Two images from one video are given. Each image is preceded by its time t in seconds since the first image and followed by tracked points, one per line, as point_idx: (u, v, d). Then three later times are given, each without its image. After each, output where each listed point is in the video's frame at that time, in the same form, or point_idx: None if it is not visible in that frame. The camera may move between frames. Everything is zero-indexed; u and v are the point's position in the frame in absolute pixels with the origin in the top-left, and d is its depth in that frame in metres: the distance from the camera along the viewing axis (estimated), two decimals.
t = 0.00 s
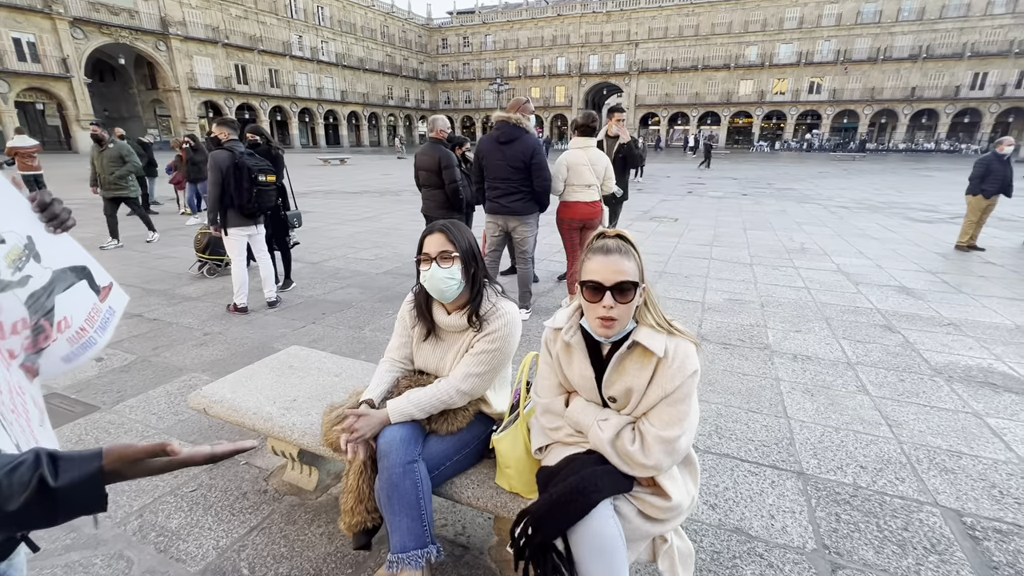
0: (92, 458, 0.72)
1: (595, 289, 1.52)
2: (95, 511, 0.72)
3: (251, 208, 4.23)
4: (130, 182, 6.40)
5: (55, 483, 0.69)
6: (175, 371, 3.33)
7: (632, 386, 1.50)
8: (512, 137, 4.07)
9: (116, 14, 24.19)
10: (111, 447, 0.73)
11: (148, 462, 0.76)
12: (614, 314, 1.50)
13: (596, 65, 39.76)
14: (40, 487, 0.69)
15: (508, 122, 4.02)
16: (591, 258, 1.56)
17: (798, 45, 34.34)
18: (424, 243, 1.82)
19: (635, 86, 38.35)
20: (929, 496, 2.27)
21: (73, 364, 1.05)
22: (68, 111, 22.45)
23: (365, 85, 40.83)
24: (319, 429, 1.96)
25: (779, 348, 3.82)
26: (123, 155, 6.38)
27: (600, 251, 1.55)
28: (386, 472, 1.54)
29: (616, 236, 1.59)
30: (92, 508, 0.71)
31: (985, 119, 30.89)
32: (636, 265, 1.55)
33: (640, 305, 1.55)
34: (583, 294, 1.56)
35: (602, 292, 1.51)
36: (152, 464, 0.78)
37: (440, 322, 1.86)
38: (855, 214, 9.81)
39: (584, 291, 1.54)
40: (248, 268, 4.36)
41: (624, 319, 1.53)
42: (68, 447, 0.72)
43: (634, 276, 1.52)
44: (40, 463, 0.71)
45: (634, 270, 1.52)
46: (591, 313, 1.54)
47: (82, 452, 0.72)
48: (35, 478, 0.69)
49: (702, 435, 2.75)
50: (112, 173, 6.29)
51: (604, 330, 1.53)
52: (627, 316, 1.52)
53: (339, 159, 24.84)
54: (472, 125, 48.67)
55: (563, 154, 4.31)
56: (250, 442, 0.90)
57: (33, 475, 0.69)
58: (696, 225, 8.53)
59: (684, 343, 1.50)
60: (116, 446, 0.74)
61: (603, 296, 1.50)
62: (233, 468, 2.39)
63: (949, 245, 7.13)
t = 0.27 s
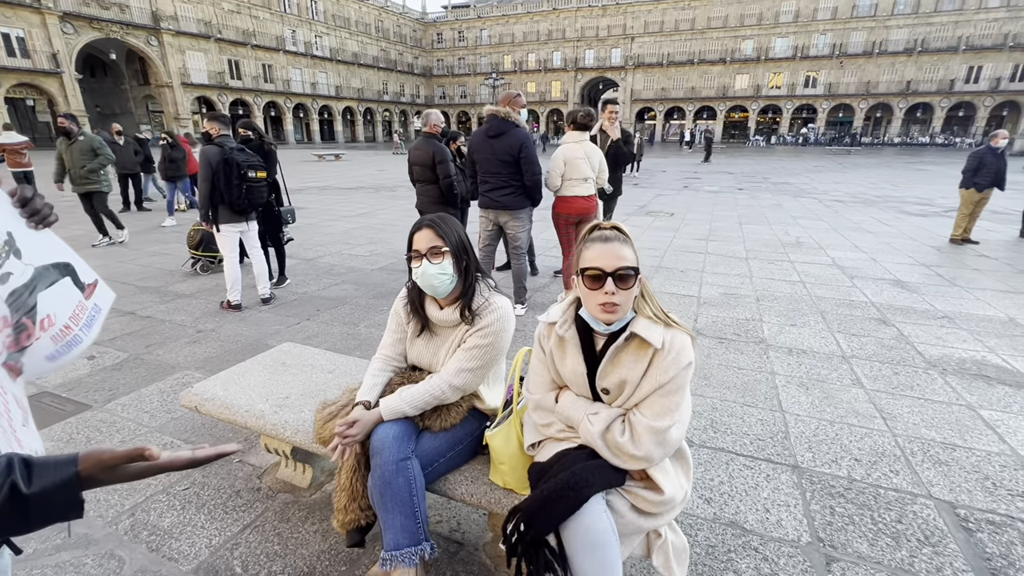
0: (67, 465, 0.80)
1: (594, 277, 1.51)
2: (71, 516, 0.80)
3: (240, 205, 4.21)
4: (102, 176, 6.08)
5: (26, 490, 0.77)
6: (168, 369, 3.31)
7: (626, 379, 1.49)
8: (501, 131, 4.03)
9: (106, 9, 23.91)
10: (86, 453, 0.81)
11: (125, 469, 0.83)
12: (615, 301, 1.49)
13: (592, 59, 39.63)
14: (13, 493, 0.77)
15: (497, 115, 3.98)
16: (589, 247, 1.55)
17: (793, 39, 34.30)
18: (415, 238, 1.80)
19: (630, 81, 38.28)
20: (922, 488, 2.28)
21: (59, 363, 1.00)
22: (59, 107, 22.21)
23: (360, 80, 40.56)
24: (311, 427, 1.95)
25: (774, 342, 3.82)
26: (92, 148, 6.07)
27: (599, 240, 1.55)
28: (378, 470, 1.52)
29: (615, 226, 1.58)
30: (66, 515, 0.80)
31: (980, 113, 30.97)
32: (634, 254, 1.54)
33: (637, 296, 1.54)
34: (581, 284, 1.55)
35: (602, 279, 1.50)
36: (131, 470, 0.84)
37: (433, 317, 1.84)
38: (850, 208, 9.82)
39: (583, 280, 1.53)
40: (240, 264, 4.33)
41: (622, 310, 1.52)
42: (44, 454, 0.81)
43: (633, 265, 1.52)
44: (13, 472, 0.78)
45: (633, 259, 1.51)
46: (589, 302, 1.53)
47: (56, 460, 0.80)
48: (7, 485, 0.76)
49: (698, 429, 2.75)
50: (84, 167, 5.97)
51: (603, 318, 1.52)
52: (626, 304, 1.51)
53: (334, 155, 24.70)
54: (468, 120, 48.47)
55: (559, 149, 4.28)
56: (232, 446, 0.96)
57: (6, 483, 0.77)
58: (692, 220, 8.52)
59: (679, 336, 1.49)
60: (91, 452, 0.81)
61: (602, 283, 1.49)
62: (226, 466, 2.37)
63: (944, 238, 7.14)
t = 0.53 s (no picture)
0: (39, 474, 0.86)
1: (585, 266, 1.50)
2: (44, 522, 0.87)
3: (232, 201, 4.20)
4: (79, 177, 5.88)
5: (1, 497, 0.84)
6: (162, 367, 3.30)
7: (619, 371, 1.48)
8: (491, 126, 4.03)
9: (98, 4, 23.70)
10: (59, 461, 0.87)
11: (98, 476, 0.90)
12: (609, 290, 1.48)
13: (589, 54, 39.52)
14: None
15: (487, 110, 3.98)
16: (581, 237, 1.54)
17: (790, 33, 34.25)
18: (406, 233, 1.80)
19: (627, 76, 38.19)
20: (915, 480, 2.30)
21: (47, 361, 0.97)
22: (52, 103, 22.02)
23: (356, 76, 40.36)
24: (305, 423, 1.94)
25: (770, 336, 3.83)
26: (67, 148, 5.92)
27: (592, 231, 1.54)
28: (371, 466, 1.52)
29: (605, 218, 1.58)
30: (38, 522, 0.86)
31: (975, 107, 31.08)
32: (625, 244, 1.54)
33: (629, 288, 1.55)
34: (574, 276, 1.54)
35: (592, 268, 1.50)
36: (107, 476, 0.92)
37: (425, 312, 1.84)
38: (846, 202, 9.84)
39: (576, 271, 1.52)
40: (234, 262, 4.31)
41: (614, 301, 1.52)
42: (19, 460, 0.87)
43: (624, 254, 1.52)
44: None
45: (624, 250, 1.51)
46: (581, 292, 1.53)
47: (28, 468, 0.86)
48: None
49: (693, 423, 2.75)
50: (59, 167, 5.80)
51: (592, 308, 1.52)
52: (618, 293, 1.50)
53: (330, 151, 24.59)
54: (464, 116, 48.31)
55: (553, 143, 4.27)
56: (209, 451, 1.02)
57: None
58: (689, 214, 8.53)
59: (672, 328, 1.49)
60: (62, 462, 0.88)
61: (594, 271, 1.48)
62: (221, 463, 2.37)
63: (939, 231, 7.16)
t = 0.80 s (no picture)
0: (16, 483, 0.86)
1: (584, 263, 1.49)
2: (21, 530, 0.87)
3: (227, 199, 4.17)
4: (56, 177, 5.76)
5: None
6: (162, 364, 3.30)
7: (617, 368, 1.48)
8: (488, 121, 4.01)
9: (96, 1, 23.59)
10: (37, 472, 0.87)
11: (79, 484, 0.89)
12: (608, 285, 1.47)
13: (589, 50, 39.37)
14: None
15: (484, 105, 3.95)
16: (575, 231, 1.54)
17: (791, 28, 34.09)
18: (405, 229, 1.79)
19: (627, 71, 38.04)
20: (914, 476, 2.29)
21: (44, 356, 0.98)
22: (50, 101, 21.93)
23: (355, 72, 40.23)
24: (303, 420, 1.95)
25: (769, 332, 3.83)
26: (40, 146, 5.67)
27: (586, 226, 1.53)
28: (369, 462, 1.52)
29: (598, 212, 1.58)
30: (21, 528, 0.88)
31: (977, 101, 30.98)
32: (620, 238, 1.54)
33: (626, 281, 1.54)
34: (570, 270, 1.53)
35: (594, 266, 1.47)
36: (87, 485, 0.91)
37: (423, 309, 1.84)
38: (847, 197, 9.83)
39: (571, 265, 1.51)
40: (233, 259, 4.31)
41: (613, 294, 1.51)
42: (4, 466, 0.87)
43: (621, 248, 1.51)
44: None
45: (618, 243, 1.51)
46: (581, 288, 1.51)
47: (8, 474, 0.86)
48: None
49: (692, 419, 2.75)
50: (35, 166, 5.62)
51: (595, 305, 1.50)
52: (617, 288, 1.49)
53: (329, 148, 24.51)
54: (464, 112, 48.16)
55: (550, 138, 4.26)
56: (193, 459, 1.02)
57: None
58: (688, 210, 8.51)
59: (668, 322, 1.48)
60: (41, 470, 0.87)
61: (595, 269, 1.47)
62: (221, 458, 2.37)
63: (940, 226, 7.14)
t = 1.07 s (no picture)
0: None
1: (568, 270, 1.46)
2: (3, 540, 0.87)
3: (229, 197, 4.15)
4: (38, 177, 5.72)
5: None
6: (165, 362, 3.31)
7: (608, 375, 1.45)
8: (491, 119, 3.98)
9: None
10: (20, 482, 0.87)
11: (62, 495, 0.89)
12: (593, 293, 1.44)
13: (592, 46, 39.23)
14: None
15: (486, 103, 3.93)
16: (558, 237, 1.50)
17: (795, 23, 33.87)
18: (405, 228, 1.77)
19: (630, 68, 37.85)
20: (920, 474, 2.27)
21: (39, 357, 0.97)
22: (54, 99, 21.99)
23: (358, 70, 40.20)
24: (304, 418, 1.94)
25: (773, 329, 3.81)
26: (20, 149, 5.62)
27: (567, 232, 1.49)
28: (370, 461, 1.51)
29: (578, 215, 1.54)
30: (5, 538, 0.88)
31: (983, 97, 30.75)
32: (604, 241, 1.51)
33: (614, 284, 1.51)
34: (555, 278, 1.50)
35: (575, 272, 1.45)
36: (70, 495, 0.90)
37: (424, 307, 1.82)
38: (852, 194, 9.76)
39: (555, 275, 1.48)
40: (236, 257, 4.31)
41: (599, 302, 1.48)
42: None
43: (605, 252, 1.48)
44: None
45: (603, 248, 1.48)
46: (565, 296, 1.49)
47: None
48: None
49: (695, 417, 2.74)
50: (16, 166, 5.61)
51: (581, 313, 1.48)
52: (603, 294, 1.47)
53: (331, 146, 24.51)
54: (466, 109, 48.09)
55: (551, 136, 4.24)
56: (180, 469, 1.00)
57: None
58: (691, 207, 8.48)
59: (660, 326, 1.45)
60: (23, 480, 0.87)
61: (578, 275, 1.44)
62: (222, 456, 2.37)
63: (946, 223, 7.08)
